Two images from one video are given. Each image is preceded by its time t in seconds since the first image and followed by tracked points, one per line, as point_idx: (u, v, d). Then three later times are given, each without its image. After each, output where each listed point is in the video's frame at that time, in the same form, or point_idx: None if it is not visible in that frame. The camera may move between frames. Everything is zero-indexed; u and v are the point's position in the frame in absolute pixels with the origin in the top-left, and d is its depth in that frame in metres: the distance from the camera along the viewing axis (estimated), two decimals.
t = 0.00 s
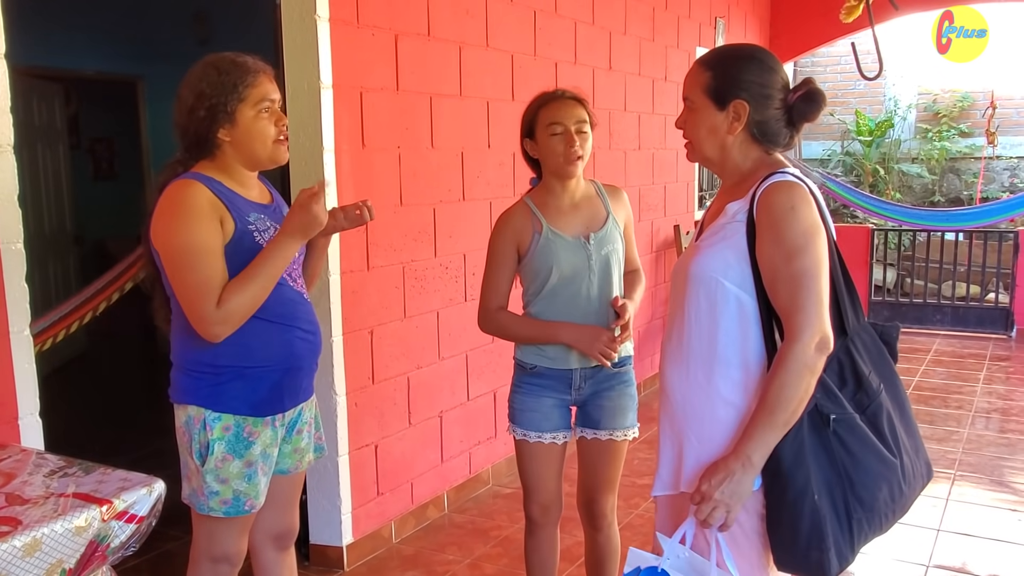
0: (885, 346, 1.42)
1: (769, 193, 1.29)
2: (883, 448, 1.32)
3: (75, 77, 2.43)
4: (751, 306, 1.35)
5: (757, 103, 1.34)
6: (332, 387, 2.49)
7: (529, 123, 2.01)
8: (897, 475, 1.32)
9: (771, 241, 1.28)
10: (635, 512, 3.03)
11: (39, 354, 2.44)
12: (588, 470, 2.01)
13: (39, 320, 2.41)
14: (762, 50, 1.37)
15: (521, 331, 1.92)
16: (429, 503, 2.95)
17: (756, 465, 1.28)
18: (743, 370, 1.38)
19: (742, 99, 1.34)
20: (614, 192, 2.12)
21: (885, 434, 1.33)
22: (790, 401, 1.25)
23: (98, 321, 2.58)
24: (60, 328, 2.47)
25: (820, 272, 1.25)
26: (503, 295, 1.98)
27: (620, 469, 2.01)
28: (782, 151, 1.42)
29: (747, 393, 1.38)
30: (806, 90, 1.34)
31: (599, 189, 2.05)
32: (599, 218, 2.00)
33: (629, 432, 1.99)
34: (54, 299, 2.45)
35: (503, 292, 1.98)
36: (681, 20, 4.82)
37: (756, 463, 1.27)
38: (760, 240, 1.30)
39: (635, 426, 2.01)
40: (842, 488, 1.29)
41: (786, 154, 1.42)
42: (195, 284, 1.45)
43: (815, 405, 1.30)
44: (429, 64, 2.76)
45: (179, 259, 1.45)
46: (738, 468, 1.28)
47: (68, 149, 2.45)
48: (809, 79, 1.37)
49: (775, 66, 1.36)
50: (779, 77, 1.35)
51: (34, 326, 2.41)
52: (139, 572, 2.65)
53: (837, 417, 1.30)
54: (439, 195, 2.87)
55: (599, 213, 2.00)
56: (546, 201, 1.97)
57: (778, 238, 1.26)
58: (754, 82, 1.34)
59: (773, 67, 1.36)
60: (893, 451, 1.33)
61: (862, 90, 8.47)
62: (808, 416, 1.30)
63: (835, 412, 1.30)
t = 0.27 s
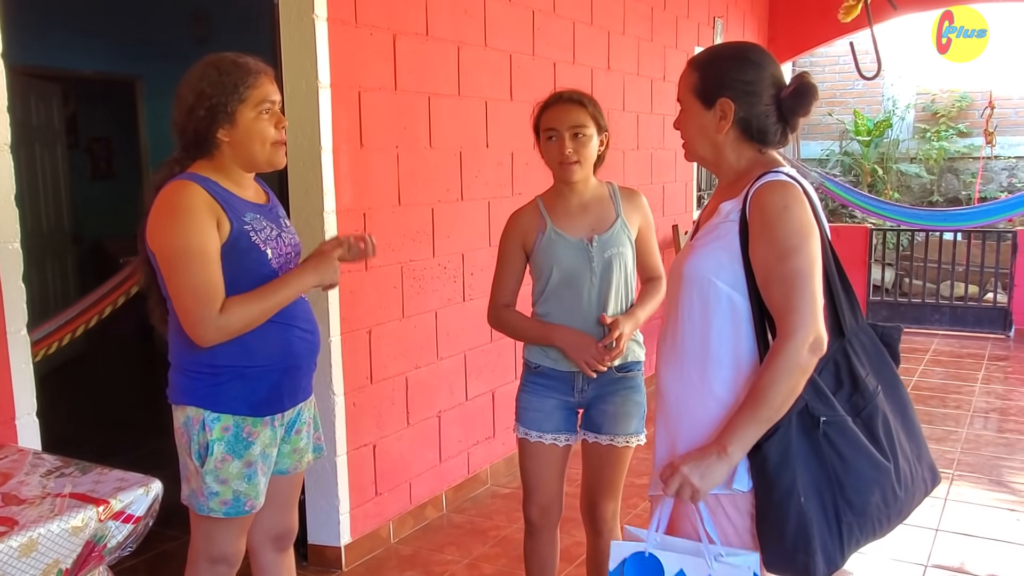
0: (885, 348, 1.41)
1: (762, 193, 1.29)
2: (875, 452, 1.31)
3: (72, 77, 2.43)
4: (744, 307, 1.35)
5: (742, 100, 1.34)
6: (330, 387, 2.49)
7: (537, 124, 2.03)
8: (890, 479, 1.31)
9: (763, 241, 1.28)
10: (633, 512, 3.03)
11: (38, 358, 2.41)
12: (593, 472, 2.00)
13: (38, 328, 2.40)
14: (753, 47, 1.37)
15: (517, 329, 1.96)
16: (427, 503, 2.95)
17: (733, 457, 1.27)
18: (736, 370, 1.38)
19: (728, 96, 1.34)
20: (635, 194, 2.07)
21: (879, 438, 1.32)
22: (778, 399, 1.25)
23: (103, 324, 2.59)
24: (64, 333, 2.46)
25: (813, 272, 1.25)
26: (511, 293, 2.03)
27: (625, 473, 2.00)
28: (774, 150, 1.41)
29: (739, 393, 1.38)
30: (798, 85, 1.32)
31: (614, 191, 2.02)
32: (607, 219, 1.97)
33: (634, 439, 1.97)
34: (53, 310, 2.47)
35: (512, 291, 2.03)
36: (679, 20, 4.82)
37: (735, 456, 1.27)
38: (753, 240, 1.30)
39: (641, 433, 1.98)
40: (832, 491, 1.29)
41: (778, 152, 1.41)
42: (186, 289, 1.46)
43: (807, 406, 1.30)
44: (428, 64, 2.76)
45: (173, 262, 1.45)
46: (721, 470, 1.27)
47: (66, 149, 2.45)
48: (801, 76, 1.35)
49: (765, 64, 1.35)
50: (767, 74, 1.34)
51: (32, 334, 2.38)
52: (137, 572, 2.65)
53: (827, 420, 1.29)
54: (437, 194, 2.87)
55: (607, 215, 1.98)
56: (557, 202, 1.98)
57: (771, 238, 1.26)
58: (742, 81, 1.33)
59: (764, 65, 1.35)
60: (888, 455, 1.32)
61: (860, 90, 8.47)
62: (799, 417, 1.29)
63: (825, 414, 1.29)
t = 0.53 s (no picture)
0: (890, 348, 1.41)
1: (762, 190, 1.29)
2: (875, 452, 1.30)
3: (71, 77, 2.44)
4: (743, 304, 1.35)
5: (752, 98, 1.34)
6: (330, 386, 2.48)
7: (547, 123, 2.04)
8: (890, 480, 1.30)
9: (762, 238, 1.28)
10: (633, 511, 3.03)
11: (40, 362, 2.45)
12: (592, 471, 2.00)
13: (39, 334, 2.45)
14: (760, 46, 1.37)
15: (521, 324, 2.01)
16: (427, 502, 2.95)
17: (710, 438, 1.28)
18: (736, 368, 1.37)
19: (738, 94, 1.34)
20: (649, 194, 2.04)
21: (880, 438, 1.32)
22: (767, 388, 1.25)
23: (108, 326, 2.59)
24: (67, 337, 2.51)
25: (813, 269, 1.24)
26: (523, 290, 2.09)
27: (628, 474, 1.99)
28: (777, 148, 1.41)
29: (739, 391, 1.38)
30: (803, 85, 1.33)
31: (625, 190, 2.00)
32: (613, 218, 1.96)
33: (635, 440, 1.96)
34: (53, 314, 2.49)
35: (524, 287, 2.09)
36: (679, 19, 4.82)
37: (713, 437, 1.28)
38: (753, 238, 1.30)
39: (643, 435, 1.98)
40: (830, 490, 1.29)
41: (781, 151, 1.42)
42: (175, 289, 1.46)
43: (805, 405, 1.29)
44: (428, 63, 2.76)
45: (165, 263, 1.45)
46: (694, 446, 1.28)
47: (66, 147, 2.46)
48: (806, 77, 1.37)
49: (773, 62, 1.36)
50: (774, 73, 1.35)
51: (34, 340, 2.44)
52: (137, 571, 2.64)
53: (826, 419, 1.28)
54: (437, 193, 2.87)
55: (613, 214, 1.97)
56: (565, 202, 2.01)
57: (770, 234, 1.26)
58: (749, 78, 1.34)
59: (771, 64, 1.36)
60: (889, 456, 1.32)
61: (860, 89, 8.47)
62: (797, 415, 1.29)
63: (823, 413, 1.28)
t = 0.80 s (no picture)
0: (892, 347, 1.40)
1: (763, 188, 1.29)
2: (878, 452, 1.30)
3: (69, 76, 2.45)
4: (743, 303, 1.35)
5: (758, 99, 1.34)
6: (330, 385, 2.48)
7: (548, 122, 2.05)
8: (893, 480, 1.30)
9: (763, 236, 1.28)
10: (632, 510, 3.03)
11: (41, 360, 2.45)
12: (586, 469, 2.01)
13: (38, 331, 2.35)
14: (764, 44, 1.37)
15: (523, 322, 2.03)
16: (427, 502, 2.95)
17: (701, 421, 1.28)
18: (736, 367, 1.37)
19: (743, 95, 1.34)
20: (650, 194, 2.02)
21: (883, 437, 1.32)
22: (762, 381, 1.25)
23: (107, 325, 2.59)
24: (61, 338, 2.41)
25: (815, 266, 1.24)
26: (527, 287, 2.11)
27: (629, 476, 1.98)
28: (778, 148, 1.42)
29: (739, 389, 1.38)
30: (805, 87, 1.34)
31: (626, 188, 1.99)
32: (611, 219, 1.96)
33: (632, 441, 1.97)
34: (51, 313, 2.48)
35: (528, 285, 2.11)
36: (678, 18, 4.82)
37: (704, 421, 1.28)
38: (754, 237, 1.30)
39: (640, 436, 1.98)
40: (833, 490, 1.29)
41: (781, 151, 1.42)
42: (172, 290, 1.46)
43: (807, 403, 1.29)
44: (427, 62, 2.76)
45: (162, 263, 1.45)
46: (684, 431, 1.28)
47: (64, 147, 2.46)
48: (806, 77, 1.37)
49: (779, 63, 1.36)
50: (779, 74, 1.35)
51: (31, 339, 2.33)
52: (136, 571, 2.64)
53: (828, 418, 1.28)
54: (437, 192, 2.87)
55: (611, 214, 1.96)
56: (566, 201, 2.02)
57: (771, 232, 1.26)
58: (753, 78, 1.33)
59: (777, 64, 1.36)
60: (892, 455, 1.31)
61: (859, 89, 8.47)
62: (798, 414, 1.29)
63: (826, 412, 1.28)
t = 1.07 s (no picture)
0: (891, 346, 1.41)
1: (763, 186, 1.29)
2: (878, 450, 1.30)
3: (68, 75, 2.41)
4: (743, 302, 1.35)
5: (770, 101, 1.34)
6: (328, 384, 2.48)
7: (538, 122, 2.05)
8: (894, 478, 1.30)
9: (762, 235, 1.28)
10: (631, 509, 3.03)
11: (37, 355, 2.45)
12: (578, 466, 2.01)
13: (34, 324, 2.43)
14: (766, 42, 1.37)
15: (518, 319, 2.05)
16: (425, 501, 2.95)
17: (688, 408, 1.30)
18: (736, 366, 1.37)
19: (759, 97, 1.34)
20: (642, 192, 2.00)
21: (883, 436, 1.32)
22: (752, 377, 1.26)
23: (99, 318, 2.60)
24: (57, 332, 2.49)
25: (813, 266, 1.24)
26: (523, 284, 2.12)
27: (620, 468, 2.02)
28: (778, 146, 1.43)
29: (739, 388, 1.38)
30: (805, 86, 1.37)
31: (617, 186, 1.98)
32: (600, 217, 1.95)
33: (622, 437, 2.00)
34: (49, 304, 2.46)
35: (523, 282, 2.12)
36: (676, 17, 4.81)
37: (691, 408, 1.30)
38: (753, 236, 1.30)
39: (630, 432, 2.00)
40: (834, 489, 1.29)
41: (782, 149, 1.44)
42: (171, 290, 1.45)
43: (807, 402, 1.30)
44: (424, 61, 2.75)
45: (161, 261, 1.45)
46: (671, 418, 1.30)
47: (63, 146, 2.45)
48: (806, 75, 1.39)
49: (784, 62, 1.36)
50: (787, 74, 1.36)
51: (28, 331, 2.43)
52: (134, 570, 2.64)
53: (829, 418, 1.28)
54: (435, 191, 2.87)
55: (601, 212, 1.96)
56: (559, 200, 2.02)
57: (770, 231, 1.26)
58: (768, 79, 1.34)
59: (782, 62, 1.36)
60: (892, 454, 1.32)
61: (857, 88, 8.47)
62: (798, 413, 1.30)
63: (827, 412, 1.29)
